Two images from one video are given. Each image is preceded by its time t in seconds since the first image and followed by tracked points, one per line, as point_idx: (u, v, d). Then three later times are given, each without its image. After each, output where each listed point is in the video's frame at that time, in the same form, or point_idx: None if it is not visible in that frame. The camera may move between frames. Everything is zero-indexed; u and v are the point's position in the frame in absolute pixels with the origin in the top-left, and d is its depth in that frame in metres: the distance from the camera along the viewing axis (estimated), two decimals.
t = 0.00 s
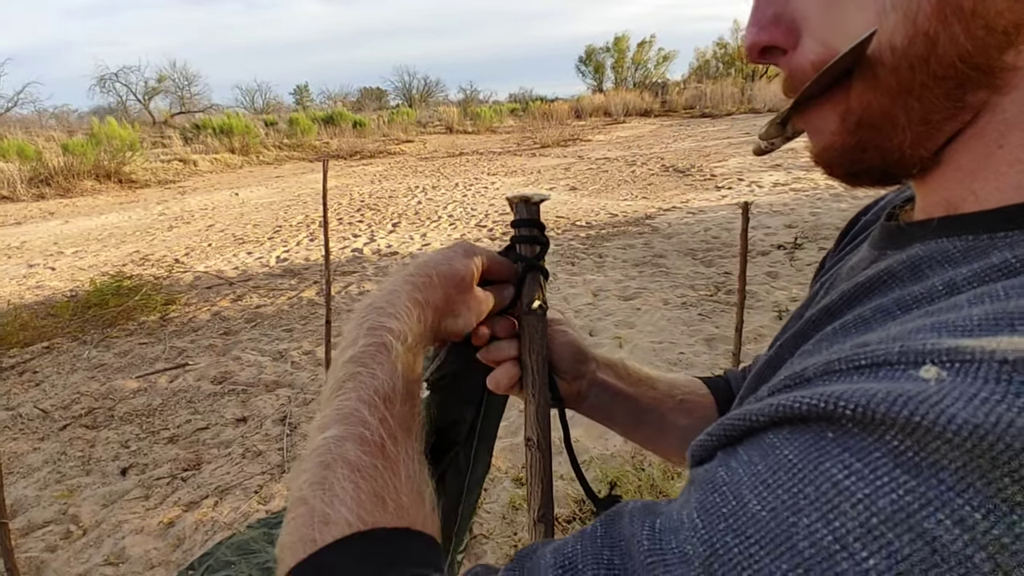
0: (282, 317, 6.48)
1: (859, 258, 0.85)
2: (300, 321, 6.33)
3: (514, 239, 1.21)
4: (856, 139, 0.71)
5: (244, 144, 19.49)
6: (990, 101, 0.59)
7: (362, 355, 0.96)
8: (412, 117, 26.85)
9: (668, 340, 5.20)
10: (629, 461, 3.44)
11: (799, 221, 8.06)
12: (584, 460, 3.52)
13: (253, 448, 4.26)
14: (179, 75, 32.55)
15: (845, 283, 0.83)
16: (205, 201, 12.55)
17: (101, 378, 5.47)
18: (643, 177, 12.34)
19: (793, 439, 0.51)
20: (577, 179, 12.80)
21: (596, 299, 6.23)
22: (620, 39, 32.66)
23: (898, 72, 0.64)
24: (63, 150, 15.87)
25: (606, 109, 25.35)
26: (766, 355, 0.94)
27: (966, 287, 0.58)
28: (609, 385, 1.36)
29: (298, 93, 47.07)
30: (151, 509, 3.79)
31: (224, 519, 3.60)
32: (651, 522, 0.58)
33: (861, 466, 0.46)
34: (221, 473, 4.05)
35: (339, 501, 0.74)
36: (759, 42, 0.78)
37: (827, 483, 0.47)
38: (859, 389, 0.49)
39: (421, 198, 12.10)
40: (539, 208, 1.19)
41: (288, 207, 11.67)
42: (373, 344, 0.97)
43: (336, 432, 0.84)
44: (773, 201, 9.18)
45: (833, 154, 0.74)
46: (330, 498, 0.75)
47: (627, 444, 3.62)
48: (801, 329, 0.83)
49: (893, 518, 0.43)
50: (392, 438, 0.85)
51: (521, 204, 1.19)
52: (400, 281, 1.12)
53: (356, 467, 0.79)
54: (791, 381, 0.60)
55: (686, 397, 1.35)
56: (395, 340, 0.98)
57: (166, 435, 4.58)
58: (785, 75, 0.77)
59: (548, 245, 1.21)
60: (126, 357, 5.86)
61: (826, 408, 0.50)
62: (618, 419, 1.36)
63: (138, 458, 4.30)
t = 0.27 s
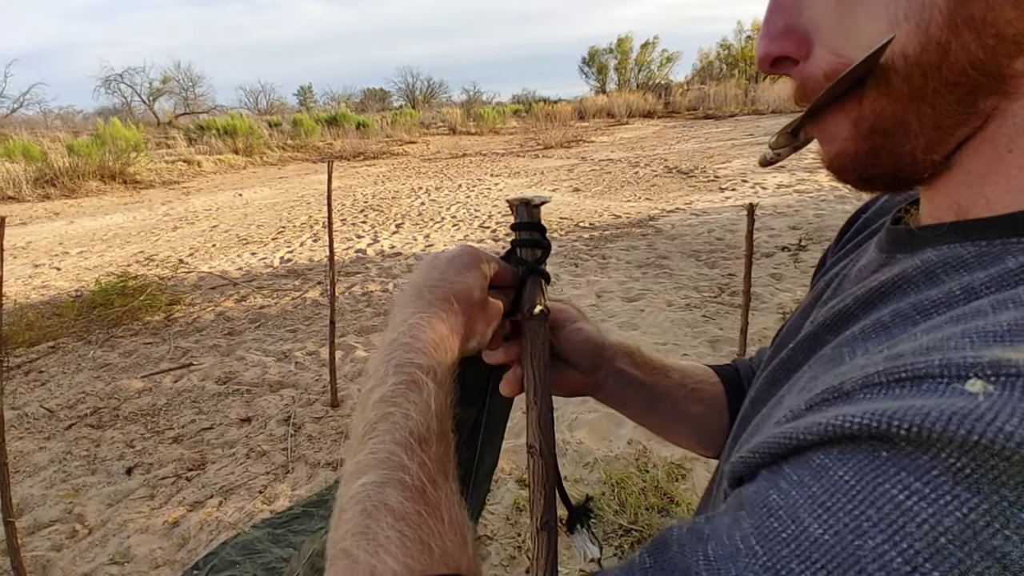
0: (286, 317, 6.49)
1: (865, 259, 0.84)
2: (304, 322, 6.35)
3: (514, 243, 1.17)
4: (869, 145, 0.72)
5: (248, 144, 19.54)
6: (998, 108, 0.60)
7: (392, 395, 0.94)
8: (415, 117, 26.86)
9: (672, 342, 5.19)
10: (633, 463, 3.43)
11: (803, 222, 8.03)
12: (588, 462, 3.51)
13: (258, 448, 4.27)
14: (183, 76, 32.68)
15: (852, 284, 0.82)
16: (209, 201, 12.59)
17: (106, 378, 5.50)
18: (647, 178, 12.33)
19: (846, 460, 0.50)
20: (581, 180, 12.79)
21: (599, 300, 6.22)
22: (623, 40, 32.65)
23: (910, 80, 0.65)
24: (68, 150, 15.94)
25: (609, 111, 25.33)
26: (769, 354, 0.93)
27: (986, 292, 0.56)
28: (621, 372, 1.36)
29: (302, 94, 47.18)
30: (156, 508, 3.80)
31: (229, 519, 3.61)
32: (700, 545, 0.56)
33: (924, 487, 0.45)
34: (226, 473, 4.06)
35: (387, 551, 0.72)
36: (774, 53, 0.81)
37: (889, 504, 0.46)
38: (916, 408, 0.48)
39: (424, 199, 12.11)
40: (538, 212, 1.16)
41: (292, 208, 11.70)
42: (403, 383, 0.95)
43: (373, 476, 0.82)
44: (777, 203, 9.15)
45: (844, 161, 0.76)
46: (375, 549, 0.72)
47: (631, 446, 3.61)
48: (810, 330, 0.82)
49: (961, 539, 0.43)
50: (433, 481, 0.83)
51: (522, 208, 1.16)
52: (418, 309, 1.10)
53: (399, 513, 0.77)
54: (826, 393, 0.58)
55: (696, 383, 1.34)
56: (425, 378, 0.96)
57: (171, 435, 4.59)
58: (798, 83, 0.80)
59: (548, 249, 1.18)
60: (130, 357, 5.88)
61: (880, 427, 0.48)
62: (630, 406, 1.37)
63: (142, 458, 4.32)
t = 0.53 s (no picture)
0: (289, 317, 6.51)
1: (859, 253, 0.83)
2: (307, 322, 6.36)
3: (513, 244, 1.14)
4: (864, 145, 0.72)
5: (251, 146, 19.61)
6: (988, 107, 0.61)
7: (436, 436, 0.87)
8: (418, 118, 26.91)
9: (675, 343, 5.18)
10: (636, 464, 3.42)
11: (806, 224, 8.01)
12: (591, 463, 3.51)
13: (261, 448, 4.28)
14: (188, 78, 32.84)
15: (847, 279, 0.82)
16: (213, 202, 12.64)
17: (110, 378, 5.52)
18: (649, 179, 12.31)
19: (885, 467, 0.50)
20: (584, 181, 12.79)
21: (602, 301, 6.22)
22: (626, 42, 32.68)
23: (906, 81, 0.66)
24: (73, 151, 16.03)
25: (611, 112, 25.35)
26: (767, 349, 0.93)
27: (989, 284, 0.57)
28: (619, 369, 1.36)
29: (306, 95, 47.32)
30: (160, 508, 3.82)
31: (232, 519, 3.62)
32: (748, 562, 0.55)
33: (967, 491, 0.46)
34: (229, 473, 4.07)
35: None
36: (769, 57, 0.81)
37: (932, 510, 0.47)
38: (950, 413, 0.48)
39: (427, 200, 12.13)
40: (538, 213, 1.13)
41: (295, 209, 11.74)
42: (446, 421, 0.89)
43: (426, 522, 0.78)
44: (780, 204, 9.14)
45: (839, 162, 0.75)
46: None
47: (634, 447, 3.61)
48: (808, 325, 0.82)
49: (1004, 540, 0.44)
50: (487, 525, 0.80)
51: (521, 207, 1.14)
52: (444, 334, 1.01)
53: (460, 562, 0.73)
54: (850, 396, 0.58)
55: (690, 380, 1.35)
56: (470, 414, 0.90)
57: (174, 435, 4.61)
58: (792, 86, 0.79)
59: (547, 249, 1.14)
60: (134, 357, 5.91)
61: (918, 434, 0.49)
62: (626, 403, 1.36)
63: (146, 458, 4.33)
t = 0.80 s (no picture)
0: (290, 318, 6.52)
1: (849, 252, 0.85)
2: (308, 323, 6.37)
3: (516, 246, 1.14)
4: (851, 148, 0.73)
5: (253, 147, 19.63)
6: (968, 111, 0.63)
7: (445, 422, 0.89)
8: (419, 120, 26.95)
9: (675, 345, 5.19)
10: (636, 466, 3.43)
11: (807, 226, 8.01)
12: (592, 465, 3.52)
13: (261, 448, 4.29)
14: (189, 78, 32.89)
15: (835, 278, 0.84)
16: (214, 203, 12.66)
17: (110, 378, 5.53)
18: (650, 182, 12.32)
19: (883, 451, 0.52)
20: (584, 183, 12.80)
21: (602, 303, 6.23)
22: (627, 44, 32.73)
23: (890, 88, 0.67)
24: (74, 152, 16.05)
25: (612, 114, 25.37)
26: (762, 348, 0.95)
27: (973, 281, 0.59)
28: (607, 377, 1.35)
29: (307, 96, 47.38)
30: (160, 508, 3.82)
31: (232, 520, 3.63)
32: (748, 549, 0.56)
33: (963, 473, 0.47)
34: (229, 474, 4.08)
35: None
36: (760, 65, 0.82)
37: (930, 492, 0.48)
38: (946, 397, 0.49)
39: (427, 201, 12.15)
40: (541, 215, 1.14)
41: (296, 210, 11.76)
42: (455, 410, 0.90)
43: (433, 507, 0.79)
44: (780, 207, 9.14)
45: (828, 165, 0.77)
46: None
47: (634, 449, 3.62)
48: (802, 323, 0.83)
49: (999, 517, 0.45)
50: (495, 513, 0.81)
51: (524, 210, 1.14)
52: (451, 322, 1.01)
53: (465, 544, 0.75)
54: (847, 386, 0.59)
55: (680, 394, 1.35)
56: (479, 404, 0.91)
57: (174, 435, 4.62)
58: (781, 93, 0.81)
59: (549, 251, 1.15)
60: (135, 357, 5.91)
61: (914, 419, 0.50)
62: (614, 411, 1.37)
63: (146, 458, 4.35)
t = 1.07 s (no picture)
0: (289, 320, 6.51)
1: (846, 253, 0.85)
2: (307, 325, 6.37)
3: (510, 247, 1.14)
4: (847, 149, 0.73)
5: (253, 148, 19.64)
6: (963, 113, 0.63)
7: (447, 406, 0.88)
8: (419, 121, 26.98)
9: (675, 347, 5.19)
10: (635, 468, 3.43)
11: (806, 229, 8.02)
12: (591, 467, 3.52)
13: (261, 450, 4.28)
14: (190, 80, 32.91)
15: (833, 279, 0.84)
16: (213, 204, 12.67)
17: (109, 380, 5.53)
18: (649, 184, 12.33)
19: (880, 444, 0.52)
20: (584, 185, 12.81)
21: (602, 306, 6.23)
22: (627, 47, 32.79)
23: (884, 90, 0.67)
24: (74, 153, 16.06)
25: (612, 116, 25.40)
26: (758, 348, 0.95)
27: (969, 280, 0.59)
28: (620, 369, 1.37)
29: (307, 97, 47.43)
30: (159, 510, 3.82)
31: (231, 521, 3.62)
32: (741, 541, 0.56)
33: (958, 463, 0.47)
34: (228, 476, 4.08)
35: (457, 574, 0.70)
36: (756, 68, 0.83)
37: (926, 483, 0.48)
38: (941, 389, 0.49)
39: (427, 203, 12.15)
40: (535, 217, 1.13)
41: (296, 211, 11.76)
42: (461, 395, 0.90)
43: (429, 493, 0.78)
44: (779, 209, 9.16)
45: (825, 167, 0.77)
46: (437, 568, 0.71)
47: (633, 451, 3.62)
48: (799, 323, 0.83)
49: (997, 510, 0.45)
50: (493, 501, 0.81)
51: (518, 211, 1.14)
52: (454, 309, 1.01)
53: (460, 531, 0.75)
54: (843, 381, 0.60)
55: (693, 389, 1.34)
56: (483, 390, 0.91)
57: (173, 437, 4.61)
58: (778, 96, 0.81)
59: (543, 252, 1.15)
60: (134, 359, 5.91)
61: (910, 411, 0.50)
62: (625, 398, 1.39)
63: (145, 459, 4.34)
